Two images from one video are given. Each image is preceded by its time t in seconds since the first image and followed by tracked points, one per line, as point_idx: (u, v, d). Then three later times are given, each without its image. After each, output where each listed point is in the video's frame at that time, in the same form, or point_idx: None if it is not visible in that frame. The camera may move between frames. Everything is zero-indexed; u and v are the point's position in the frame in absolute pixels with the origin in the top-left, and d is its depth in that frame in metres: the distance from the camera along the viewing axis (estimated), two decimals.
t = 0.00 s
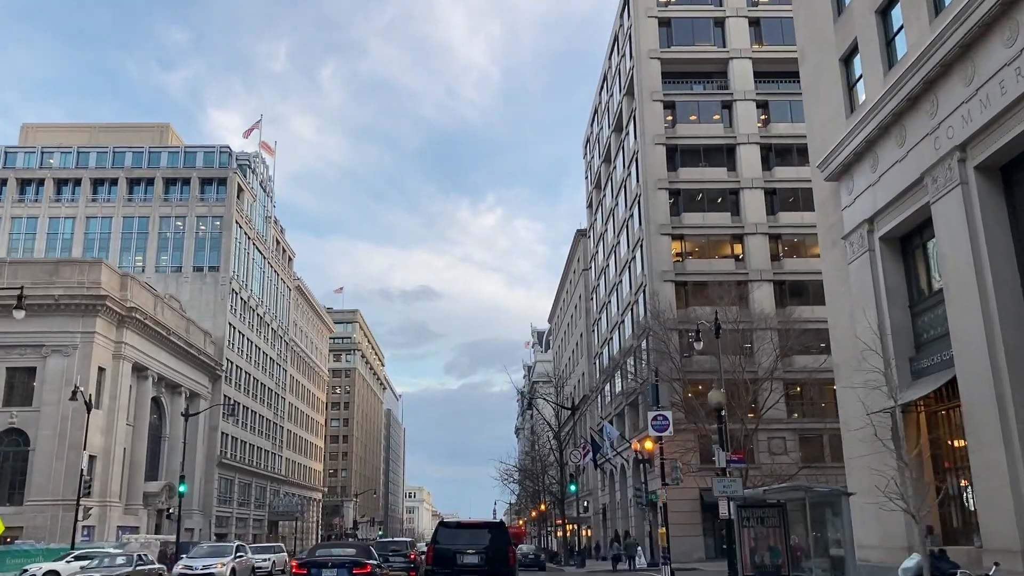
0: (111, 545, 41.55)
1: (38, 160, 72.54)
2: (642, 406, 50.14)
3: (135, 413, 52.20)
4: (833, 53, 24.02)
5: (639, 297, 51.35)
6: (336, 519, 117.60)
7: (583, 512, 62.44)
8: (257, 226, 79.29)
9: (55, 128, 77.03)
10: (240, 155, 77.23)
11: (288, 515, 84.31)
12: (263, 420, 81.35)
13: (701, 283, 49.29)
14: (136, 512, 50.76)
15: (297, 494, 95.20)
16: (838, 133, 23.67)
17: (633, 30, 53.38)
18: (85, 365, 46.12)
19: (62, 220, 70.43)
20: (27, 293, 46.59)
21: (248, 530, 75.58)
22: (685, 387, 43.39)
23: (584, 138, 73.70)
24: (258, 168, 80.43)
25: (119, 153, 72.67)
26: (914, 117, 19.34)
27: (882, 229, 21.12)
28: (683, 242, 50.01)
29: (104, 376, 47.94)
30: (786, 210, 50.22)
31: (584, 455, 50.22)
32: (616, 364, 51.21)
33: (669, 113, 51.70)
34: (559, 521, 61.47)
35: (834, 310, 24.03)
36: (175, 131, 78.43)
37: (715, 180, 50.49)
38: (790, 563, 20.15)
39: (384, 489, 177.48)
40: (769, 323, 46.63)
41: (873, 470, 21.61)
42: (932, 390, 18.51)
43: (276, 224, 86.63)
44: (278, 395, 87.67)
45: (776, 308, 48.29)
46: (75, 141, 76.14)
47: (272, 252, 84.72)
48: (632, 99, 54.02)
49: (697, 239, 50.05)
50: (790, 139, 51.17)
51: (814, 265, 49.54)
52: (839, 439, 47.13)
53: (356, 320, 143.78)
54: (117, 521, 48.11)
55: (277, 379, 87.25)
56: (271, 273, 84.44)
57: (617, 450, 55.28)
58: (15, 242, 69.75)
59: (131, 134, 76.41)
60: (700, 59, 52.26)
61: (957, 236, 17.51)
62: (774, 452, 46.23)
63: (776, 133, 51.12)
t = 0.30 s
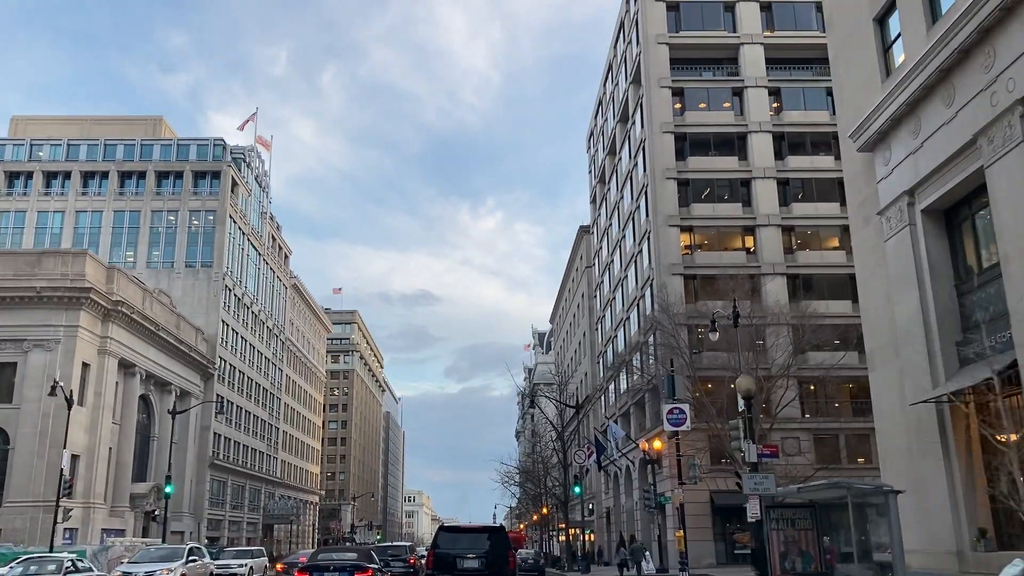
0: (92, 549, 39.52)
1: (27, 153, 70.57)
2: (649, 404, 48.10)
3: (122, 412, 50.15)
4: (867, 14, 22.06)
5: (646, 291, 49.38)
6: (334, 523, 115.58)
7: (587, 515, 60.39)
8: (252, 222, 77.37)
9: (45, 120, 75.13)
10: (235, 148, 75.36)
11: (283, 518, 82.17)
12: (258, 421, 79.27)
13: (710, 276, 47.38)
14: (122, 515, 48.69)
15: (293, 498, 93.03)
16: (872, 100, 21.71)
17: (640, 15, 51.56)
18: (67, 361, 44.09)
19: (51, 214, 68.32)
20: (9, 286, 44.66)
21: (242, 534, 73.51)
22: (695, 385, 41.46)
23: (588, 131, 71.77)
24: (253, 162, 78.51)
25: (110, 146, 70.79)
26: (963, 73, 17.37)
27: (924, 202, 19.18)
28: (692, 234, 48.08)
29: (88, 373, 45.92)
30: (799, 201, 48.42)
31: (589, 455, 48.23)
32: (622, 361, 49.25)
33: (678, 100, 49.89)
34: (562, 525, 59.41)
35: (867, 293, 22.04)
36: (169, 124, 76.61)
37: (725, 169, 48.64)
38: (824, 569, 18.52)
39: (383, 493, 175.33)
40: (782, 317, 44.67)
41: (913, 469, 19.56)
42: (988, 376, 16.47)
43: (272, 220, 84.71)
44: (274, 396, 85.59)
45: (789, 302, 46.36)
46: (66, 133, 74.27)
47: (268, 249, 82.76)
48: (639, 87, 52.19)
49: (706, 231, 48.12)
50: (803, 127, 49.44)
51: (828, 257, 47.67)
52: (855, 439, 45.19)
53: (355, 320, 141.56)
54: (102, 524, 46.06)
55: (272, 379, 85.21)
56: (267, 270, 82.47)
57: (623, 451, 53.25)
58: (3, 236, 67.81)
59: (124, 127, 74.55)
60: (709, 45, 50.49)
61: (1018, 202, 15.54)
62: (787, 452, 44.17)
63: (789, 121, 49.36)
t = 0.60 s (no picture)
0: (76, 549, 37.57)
1: (18, 144, 68.75)
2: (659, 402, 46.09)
3: (110, 408, 48.16)
4: None
5: (656, 283, 47.37)
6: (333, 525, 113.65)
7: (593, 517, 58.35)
8: (249, 216, 75.49)
9: (36, 111, 73.33)
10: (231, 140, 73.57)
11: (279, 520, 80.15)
12: (254, 420, 77.29)
13: (722, 267, 45.38)
14: (109, 515, 46.67)
15: (290, 499, 90.96)
16: (916, 57, 19.77)
17: None
18: (51, 354, 42.12)
19: (41, 207, 66.53)
20: None
21: (237, 536, 71.50)
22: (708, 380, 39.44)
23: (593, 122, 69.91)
24: (250, 154, 76.70)
25: (103, 137, 69.04)
26: None
27: (977, 165, 17.22)
28: (703, 223, 46.12)
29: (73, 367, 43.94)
30: (815, 189, 46.48)
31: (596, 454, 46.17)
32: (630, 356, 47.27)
33: (688, 85, 48.06)
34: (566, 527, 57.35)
35: (910, 270, 19.88)
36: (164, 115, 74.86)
37: (738, 156, 46.72)
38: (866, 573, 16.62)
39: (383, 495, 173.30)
40: (799, 310, 42.71)
41: (966, 465, 17.55)
42: None
43: (269, 214, 82.82)
44: (271, 395, 83.62)
45: (806, 293, 44.38)
46: (58, 125, 72.49)
47: (265, 244, 80.85)
48: (648, 72, 50.33)
49: (719, 220, 46.15)
50: (818, 113, 47.63)
51: (846, 248, 45.74)
52: (875, 438, 43.14)
53: (355, 319, 139.60)
54: (87, 525, 44.05)
55: (269, 378, 83.22)
56: (264, 266, 80.53)
57: (630, 450, 51.22)
58: None
59: (117, 118, 72.79)
60: (720, 29, 48.68)
61: None
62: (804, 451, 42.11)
63: (804, 107, 47.54)
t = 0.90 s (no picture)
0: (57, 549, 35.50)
1: (8, 133, 66.87)
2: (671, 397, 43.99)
3: (97, 403, 46.15)
4: None
5: (667, 273, 45.29)
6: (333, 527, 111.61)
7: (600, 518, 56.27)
8: (246, 208, 73.58)
9: (28, 101, 71.50)
10: (228, 130, 71.77)
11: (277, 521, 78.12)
12: (252, 418, 75.30)
13: (737, 255, 43.31)
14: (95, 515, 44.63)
15: (289, 500, 88.84)
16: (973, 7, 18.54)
17: None
18: (34, 344, 40.14)
19: (31, 197, 64.62)
20: None
21: (233, 537, 69.47)
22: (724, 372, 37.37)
23: (599, 112, 67.94)
24: (248, 146, 74.92)
25: (96, 127, 67.17)
26: None
27: None
28: (717, 210, 44.05)
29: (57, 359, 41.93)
30: (834, 175, 44.38)
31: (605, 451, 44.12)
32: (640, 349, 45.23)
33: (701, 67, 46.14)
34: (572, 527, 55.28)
35: (963, 242, 19.18)
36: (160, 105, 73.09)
37: (753, 140, 44.72)
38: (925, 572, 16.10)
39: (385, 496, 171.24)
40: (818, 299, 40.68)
41: None
42: None
43: (267, 208, 80.94)
44: (269, 393, 81.64)
45: (825, 283, 42.32)
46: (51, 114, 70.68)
47: (263, 238, 78.92)
48: (658, 54, 48.40)
49: (733, 207, 44.11)
50: (837, 95, 45.62)
51: (866, 236, 43.60)
52: (898, 435, 40.97)
53: (356, 318, 137.61)
54: (71, 524, 42.01)
55: (267, 375, 81.24)
56: (262, 260, 78.58)
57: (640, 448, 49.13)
58: None
59: (112, 108, 70.99)
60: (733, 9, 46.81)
61: None
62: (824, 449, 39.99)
63: (822, 89, 45.55)
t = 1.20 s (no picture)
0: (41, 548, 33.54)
1: None
2: (687, 390, 41.95)
3: (85, 396, 44.23)
4: None
5: (679, 260, 43.21)
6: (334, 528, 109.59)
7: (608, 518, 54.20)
8: (244, 199, 71.68)
9: (20, 88, 69.64)
10: (225, 119, 69.88)
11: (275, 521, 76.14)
12: (250, 414, 73.37)
13: (754, 241, 41.23)
14: (81, 512, 42.70)
15: (287, 499, 86.74)
16: None
17: None
18: (15, 333, 38.20)
19: (22, 186, 62.79)
20: None
21: (229, 537, 67.51)
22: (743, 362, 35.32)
23: (607, 100, 65.97)
24: (246, 135, 73.00)
25: (89, 114, 65.07)
26: None
27: None
28: (732, 194, 42.02)
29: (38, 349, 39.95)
30: (856, 157, 42.31)
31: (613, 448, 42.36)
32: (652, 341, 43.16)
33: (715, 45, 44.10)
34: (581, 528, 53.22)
35: None
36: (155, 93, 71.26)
37: (770, 121, 42.69)
38: None
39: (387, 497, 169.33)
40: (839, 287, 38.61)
41: None
42: None
43: (266, 200, 79.09)
44: (267, 389, 79.66)
45: (847, 270, 40.26)
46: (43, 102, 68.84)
47: (261, 230, 77.01)
48: (670, 32, 46.38)
49: (749, 190, 42.05)
50: (857, 75, 43.56)
51: (889, 222, 41.50)
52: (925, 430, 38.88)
53: (358, 315, 135.44)
54: (54, 522, 40.06)
55: (266, 371, 79.32)
56: (260, 253, 76.68)
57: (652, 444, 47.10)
58: None
59: (106, 96, 69.16)
60: None
61: None
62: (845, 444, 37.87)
63: (842, 68, 43.52)
